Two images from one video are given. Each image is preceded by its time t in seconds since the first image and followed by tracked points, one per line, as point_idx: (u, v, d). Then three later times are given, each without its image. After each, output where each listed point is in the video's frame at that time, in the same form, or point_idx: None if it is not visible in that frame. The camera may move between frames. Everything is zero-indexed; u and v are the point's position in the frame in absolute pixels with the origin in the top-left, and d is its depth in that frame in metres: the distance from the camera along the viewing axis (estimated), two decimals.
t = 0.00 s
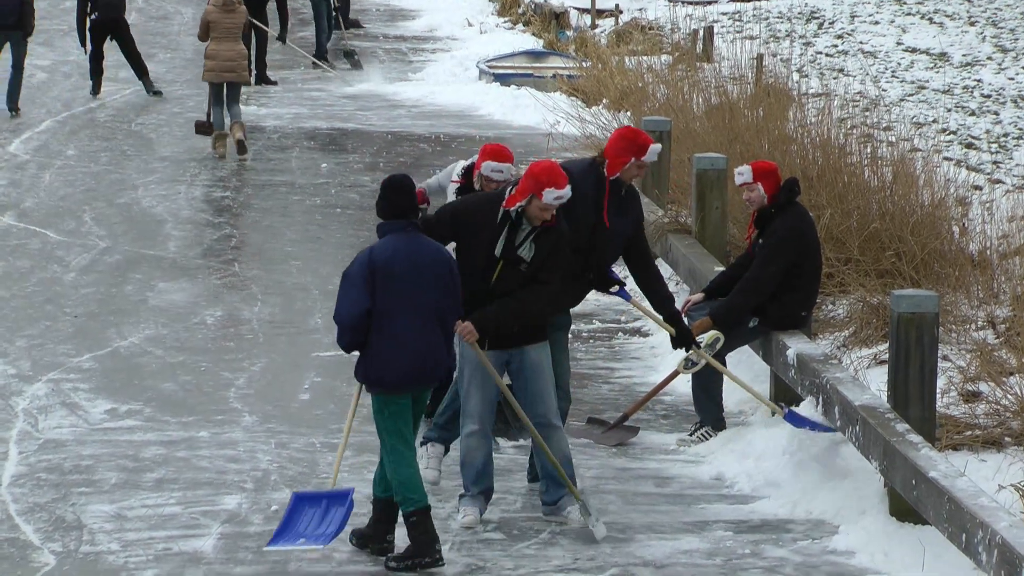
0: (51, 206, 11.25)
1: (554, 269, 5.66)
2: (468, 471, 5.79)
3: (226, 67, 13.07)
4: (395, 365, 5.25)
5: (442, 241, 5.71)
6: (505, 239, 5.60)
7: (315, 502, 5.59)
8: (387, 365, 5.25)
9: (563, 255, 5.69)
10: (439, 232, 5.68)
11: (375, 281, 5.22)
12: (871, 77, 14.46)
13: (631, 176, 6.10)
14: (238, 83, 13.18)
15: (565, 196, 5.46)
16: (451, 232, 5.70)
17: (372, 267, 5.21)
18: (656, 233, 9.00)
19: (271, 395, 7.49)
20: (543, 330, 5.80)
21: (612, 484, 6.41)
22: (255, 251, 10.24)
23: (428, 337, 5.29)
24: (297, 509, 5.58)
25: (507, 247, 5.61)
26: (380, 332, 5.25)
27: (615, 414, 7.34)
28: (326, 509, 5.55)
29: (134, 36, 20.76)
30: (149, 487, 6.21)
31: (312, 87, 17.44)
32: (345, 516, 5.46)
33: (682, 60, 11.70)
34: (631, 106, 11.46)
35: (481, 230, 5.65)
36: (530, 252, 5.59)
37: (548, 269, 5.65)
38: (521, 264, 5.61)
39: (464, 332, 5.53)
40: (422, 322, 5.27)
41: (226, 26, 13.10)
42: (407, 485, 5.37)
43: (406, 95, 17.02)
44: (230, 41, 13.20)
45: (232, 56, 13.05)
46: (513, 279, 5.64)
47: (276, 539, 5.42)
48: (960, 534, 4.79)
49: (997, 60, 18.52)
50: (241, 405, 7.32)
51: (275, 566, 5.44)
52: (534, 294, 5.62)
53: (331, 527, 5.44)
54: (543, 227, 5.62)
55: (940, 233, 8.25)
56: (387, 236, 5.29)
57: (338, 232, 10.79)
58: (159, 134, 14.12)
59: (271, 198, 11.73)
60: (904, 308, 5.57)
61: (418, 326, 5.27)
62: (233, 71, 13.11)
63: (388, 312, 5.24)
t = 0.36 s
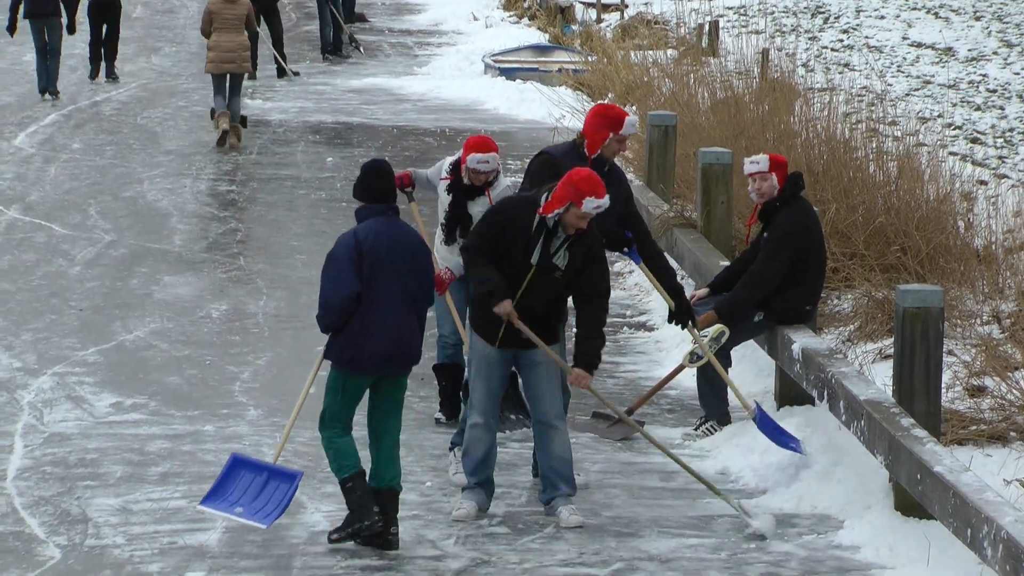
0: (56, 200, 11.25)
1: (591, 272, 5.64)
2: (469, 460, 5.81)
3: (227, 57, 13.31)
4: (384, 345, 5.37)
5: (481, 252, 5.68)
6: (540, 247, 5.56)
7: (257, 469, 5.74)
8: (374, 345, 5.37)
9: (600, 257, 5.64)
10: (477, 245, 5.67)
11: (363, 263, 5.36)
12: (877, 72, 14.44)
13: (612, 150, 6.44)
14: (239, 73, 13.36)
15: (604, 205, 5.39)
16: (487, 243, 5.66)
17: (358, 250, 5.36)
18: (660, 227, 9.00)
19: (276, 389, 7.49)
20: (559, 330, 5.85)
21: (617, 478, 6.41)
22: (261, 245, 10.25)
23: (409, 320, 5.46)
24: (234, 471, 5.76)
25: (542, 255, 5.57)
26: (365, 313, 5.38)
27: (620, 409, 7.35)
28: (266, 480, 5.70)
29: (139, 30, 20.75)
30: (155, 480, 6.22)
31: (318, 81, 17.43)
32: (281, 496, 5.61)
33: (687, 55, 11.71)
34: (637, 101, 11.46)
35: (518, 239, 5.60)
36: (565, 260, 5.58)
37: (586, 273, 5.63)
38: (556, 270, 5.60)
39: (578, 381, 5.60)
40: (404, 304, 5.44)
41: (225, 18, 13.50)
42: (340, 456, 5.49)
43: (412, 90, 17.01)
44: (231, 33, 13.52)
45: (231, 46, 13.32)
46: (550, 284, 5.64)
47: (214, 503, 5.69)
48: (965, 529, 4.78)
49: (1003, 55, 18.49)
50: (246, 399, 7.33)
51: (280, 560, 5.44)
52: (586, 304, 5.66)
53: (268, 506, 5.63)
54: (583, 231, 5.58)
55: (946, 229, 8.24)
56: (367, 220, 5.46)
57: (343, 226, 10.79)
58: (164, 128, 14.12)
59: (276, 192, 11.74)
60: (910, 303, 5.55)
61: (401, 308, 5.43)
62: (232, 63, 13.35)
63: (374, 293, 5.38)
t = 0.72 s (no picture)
0: (59, 195, 11.26)
1: (624, 252, 5.73)
2: (484, 452, 5.84)
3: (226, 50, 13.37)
4: (344, 341, 5.43)
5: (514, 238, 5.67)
6: (576, 225, 5.60)
7: (232, 468, 5.79)
8: (333, 342, 5.43)
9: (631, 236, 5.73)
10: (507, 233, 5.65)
11: (321, 259, 5.40)
12: (881, 66, 14.41)
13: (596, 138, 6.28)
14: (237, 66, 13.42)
15: (622, 162, 5.47)
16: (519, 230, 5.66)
17: (312, 246, 5.40)
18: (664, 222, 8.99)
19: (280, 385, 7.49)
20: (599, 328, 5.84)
21: (621, 473, 6.41)
22: (264, 239, 10.25)
23: (371, 315, 5.49)
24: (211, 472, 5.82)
25: (579, 233, 5.61)
26: (324, 311, 5.42)
27: (624, 403, 7.34)
28: (239, 478, 5.75)
29: (143, 24, 20.76)
30: (159, 476, 6.22)
31: (322, 76, 17.43)
32: (251, 490, 5.65)
33: (691, 49, 11.71)
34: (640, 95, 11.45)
35: (550, 221, 5.61)
36: (601, 237, 5.64)
37: (620, 252, 5.72)
38: (593, 250, 5.65)
39: (582, 342, 5.56)
40: (365, 301, 5.47)
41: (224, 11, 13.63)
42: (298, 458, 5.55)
43: (416, 84, 17.01)
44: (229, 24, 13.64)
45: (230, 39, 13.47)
46: (588, 265, 5.69)
47: (187, 502, 5.75)
48: (970, 523, 4.78)
49: (1007, 48, 18.45)
50: (250, 394, 7.33)
51: (285, 555, 5.44)
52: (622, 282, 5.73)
53: (238, 503, 5.66)
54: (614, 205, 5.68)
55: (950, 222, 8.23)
56: (326, 217, 5.50)
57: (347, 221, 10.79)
58: (168, 122, 14.13)
59: (280, 187, 11.74)
60: (914, 296, 5.55)
61: (362, 305, 5.47)
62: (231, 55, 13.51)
63: (331, 291, 5.42)
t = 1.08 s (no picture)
0: (61, 191, 11.26)
1: (613, 240, 5.54)
2: (517, 459, 5.72)
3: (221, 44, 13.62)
4: (291, 327, 5.48)
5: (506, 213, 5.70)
6: (562, 201, 5.52)
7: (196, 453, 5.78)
8: (283, 328, 5.49)
9: (624, 225, 5.57)
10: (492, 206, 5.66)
11: (268, 246, 5.48)
12: (883, 60, 14.39)
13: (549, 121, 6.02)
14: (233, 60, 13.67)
15: (601, 132, 5.41)
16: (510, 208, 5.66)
17: (261, 234, 5.47)
18: (668, 217, 8.99)
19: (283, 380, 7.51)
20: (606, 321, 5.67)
21: (624, 468, 6.41)
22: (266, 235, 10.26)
23: (320, 301, 5.53)
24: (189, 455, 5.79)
25: (564, 212, 5.52)
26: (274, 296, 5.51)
27: (626, 399, 7.34)
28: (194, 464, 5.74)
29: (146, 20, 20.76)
30: (161, 471, 6.23)
31: (324, 71, 17.43)
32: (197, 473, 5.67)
33: (694, 45, 11.71)
34: (643, 90, 11.44)
35: (538, 196, 5.58)
36: (587, 218, 5.51)
37: (607, 237, 5.54)
38: (578, 232, 5.52)
39: (518, 306, 5.44)
40: (314, 286, 5.52)
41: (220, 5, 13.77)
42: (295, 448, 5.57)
43: (418, 80, 17.00)
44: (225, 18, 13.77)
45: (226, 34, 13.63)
46: (572, 249, 5.54)
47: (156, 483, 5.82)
48: (972, 517, 4.77)
49: (1009, 43, 18.42)
50: (252, 390, 7.33)
51: (288, 551, 5.44)
52: (590, 269, 5.49)
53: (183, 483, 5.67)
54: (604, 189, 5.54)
55: (952, 217, 8.22)
56: (279, 203, 5.57)
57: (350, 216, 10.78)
58: (171, 118, 14.13)
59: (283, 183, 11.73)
60: (917, 291, 5.54)
61: (310, 290, 5.52)
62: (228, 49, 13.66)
63: (279, 277, 5.50)
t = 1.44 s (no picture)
0: (65, 189, 11.26)
1: (605, 238, 5.54)
2: (527, 465, 5.71)
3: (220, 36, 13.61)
4: (264, 316, 5.64)
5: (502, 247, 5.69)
6: (546, 216, 5.54)
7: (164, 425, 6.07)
8: (258, 319, 5.65)
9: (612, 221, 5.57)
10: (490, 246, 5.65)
11: (253, 236, 5.67)
12: (887, 59, 14.37)
13: (504, 112, 5.97)
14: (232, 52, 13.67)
15: (571, 135, 5.46)
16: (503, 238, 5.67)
17: (248, 225, 5.68)
18: (672, 216, 8.98)
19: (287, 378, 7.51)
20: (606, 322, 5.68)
21: (628, 467, 6.41)
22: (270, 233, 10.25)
23: (296, 295, 5.69)
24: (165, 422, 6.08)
25: (552, 226, 5.54)
26: (253, 286, 5.69)
27: (631, 397, 7.33)
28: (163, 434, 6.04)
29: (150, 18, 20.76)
30: (166, 469, 6.23)
31: (328, 70, 17.42)
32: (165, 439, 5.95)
33: (698, 43, 11.69)
34: (647, 89, 11.42)
35: (524, 217, 5.59)
36: (577, 227, 5.52)
37: (603, 240, 5.54)
38: (572, 241, 5.53)
39: (579, 357, 5.45)
40: (292, 280, 5.69)
41: None
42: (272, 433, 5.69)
43: (422, 78, 16.99)
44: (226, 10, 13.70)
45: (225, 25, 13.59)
46: (571, 260, 5.55)
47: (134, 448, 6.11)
48: (977, 516, 4.77)
49: (1013, 41, 18.39)
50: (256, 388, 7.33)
51: (292, 549, 5.44)
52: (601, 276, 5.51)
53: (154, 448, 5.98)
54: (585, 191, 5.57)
55: (957, 216, 8.21)
56: (270, 197, 5.77)
57: (354, 215, 10.78)
58: (175, 116, 14.13)
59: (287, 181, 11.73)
60: (922, 290, 5.53)
61: (289, 284, 5.68)
62: (228, 41, 13.63)
63: (260, 267, 5.68)
